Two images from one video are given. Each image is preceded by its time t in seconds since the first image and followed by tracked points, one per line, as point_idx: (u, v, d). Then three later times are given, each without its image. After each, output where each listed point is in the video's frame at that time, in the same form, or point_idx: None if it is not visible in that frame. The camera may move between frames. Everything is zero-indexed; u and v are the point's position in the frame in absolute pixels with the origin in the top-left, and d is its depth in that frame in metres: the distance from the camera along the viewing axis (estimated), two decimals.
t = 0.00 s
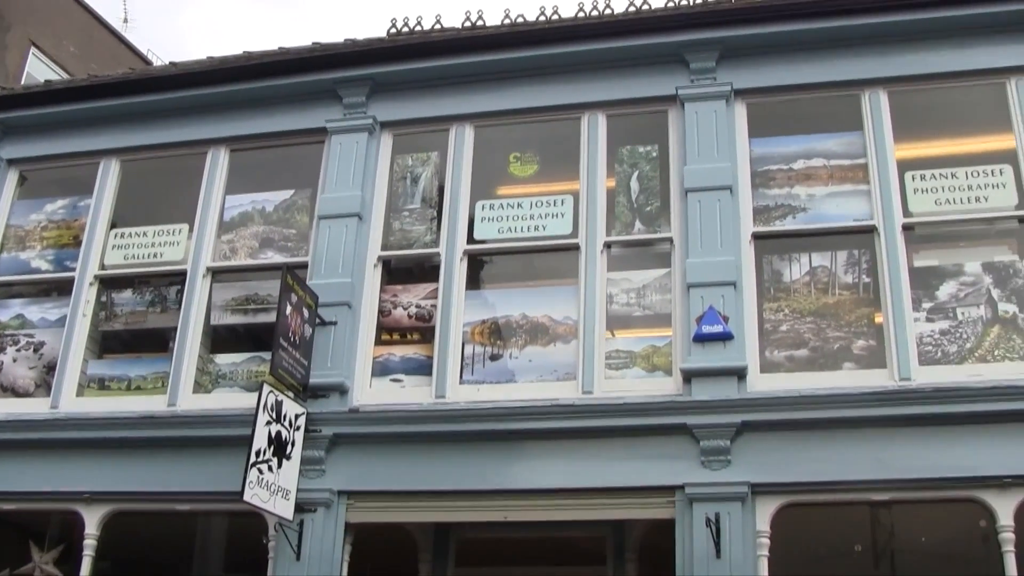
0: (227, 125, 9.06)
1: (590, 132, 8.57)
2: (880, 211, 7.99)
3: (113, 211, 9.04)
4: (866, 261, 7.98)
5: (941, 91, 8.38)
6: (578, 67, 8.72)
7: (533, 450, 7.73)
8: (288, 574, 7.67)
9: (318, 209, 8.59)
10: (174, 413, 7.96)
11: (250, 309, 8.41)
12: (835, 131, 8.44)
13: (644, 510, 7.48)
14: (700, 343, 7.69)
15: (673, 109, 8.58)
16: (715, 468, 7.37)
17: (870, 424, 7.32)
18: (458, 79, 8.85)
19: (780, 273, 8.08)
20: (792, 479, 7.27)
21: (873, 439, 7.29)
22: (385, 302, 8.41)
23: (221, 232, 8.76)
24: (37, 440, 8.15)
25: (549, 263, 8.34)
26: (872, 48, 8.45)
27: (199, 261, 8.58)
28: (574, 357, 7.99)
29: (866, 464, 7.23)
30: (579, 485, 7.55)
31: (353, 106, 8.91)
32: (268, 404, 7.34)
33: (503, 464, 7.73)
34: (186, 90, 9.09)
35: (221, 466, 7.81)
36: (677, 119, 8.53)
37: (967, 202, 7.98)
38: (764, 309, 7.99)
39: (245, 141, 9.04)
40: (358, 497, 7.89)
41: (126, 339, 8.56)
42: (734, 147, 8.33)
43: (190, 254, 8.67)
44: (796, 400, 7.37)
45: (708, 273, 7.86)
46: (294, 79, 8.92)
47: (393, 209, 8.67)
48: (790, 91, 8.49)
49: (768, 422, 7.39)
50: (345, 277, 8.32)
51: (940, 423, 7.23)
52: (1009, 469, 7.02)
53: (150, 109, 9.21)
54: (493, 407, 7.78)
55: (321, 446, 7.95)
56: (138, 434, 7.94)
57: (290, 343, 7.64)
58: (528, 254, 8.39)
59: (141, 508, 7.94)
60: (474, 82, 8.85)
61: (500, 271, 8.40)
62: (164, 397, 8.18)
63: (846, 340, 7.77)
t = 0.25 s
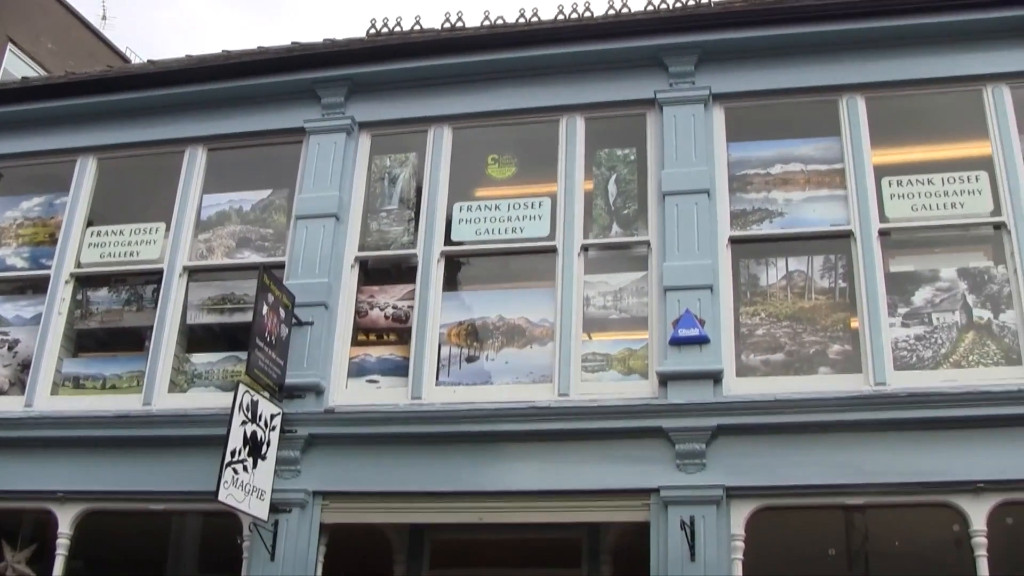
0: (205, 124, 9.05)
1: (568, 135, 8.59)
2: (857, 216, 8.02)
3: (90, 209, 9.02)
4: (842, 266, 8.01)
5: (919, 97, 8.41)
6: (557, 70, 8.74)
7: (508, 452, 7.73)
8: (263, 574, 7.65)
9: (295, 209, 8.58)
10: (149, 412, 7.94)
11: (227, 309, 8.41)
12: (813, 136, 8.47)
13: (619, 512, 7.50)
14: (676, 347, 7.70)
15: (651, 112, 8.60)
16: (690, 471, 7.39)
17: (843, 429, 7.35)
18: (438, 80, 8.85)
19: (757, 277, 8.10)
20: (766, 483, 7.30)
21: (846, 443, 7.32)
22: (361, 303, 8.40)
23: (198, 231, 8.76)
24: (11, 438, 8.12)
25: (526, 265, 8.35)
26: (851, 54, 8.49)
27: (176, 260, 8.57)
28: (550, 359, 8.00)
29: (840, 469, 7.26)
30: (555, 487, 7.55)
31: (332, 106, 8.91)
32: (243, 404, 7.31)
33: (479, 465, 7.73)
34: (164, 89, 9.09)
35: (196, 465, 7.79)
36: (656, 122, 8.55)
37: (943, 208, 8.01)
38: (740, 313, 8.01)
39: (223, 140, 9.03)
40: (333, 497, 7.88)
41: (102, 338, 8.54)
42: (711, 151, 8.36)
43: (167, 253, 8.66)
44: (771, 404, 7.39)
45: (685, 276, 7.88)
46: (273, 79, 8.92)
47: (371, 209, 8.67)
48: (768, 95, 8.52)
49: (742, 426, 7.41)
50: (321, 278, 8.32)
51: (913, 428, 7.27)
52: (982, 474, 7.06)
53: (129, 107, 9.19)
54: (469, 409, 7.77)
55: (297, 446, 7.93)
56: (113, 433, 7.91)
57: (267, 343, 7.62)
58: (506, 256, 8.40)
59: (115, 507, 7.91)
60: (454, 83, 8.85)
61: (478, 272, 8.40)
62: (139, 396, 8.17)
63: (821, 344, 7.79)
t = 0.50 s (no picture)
0: (184, 123, 9.04)
1: (547, 137, 8.61)
2: (834, 221, 8.05)
3: (66, 208, 9.00)
4: (819, 270, 8.04)
5: (897, 103, 8.46)
6: (537, 72, 8.76)
7: (485, 454, 7.72)
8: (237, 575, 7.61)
9: (273, 209, 8.57)
10: (124, 411, 7.92)
11: (203, 309, 8.41)
12: (791, 140, 8.50)
13: (595, 514, 7.50)
14: (653, 350, 7.71)
15: (630, 115, 8.63)
16: (666, 474, 7.40)
17: (818, 432, 7.37)
18: (418, 81, 8.86)
19: (734, 280, 8.13)
20: (742, 486, 7.32)
21: (821, 447, 7.35)
22: (339, 304, 8.40)
23: (175, 230, 8.75)
24: None
25: (504, 267, 8.36)
26: (829, 58, 8.52)
27: (152, 259, 8.56)
28: (527, 361, 8.01)
29: (814, 472, 7.28)
30: (531, 489, 7.55)
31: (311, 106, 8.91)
32: (220, 404, 7.28)
33: (456, 467, 7.72)
34: (143, 87, 9.08)
35: (171, 465, 7.76)
36: (634, 125, 8.57)
37: (920, 213, 8.05)
38: (717, 316, 8.03)
39: (201, 140, 9.03)
40: (309, 498, 7.85)
41: (78, 337, 8.52)
42: (690, 154, 8.38)
43: (143, 252, 8.65)
44: (747, 407, 7.41)
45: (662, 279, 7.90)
46: (252, 79, 8.92)
47: (349, 210, 8.67)
48: (747, 99, 8.55)
49: (718, 429, 7.43)
50: (298, 278, 8.31)
51: (887, 432, 7.30)
52: (957, 478, 7.10)
53: (107, 106, 9.17)
54: (446, 411, 7.76)
55: (273, 447, 7.90)
56: (88, 432, 7.88)
57: (244, 344, 7.59)
58: (484, 257, 8.40)
59: (90, 507, 7.87)
60: (433, 84, 8.86)
61: (456, 274, 8.40)
62: (115, 395, 8.14)
63: (798, 348, 7.82)
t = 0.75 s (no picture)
0: (164, 121, 9.02)
1: (527, 138, 8.62)
2: (812, 224, 8.08)
3: (44, 206, 8.98)
4: (797, 273, 8.07)
5: (875, 107, 8.50)
6: (517, 73, 8.78)
7: (463, 455, 7.72)
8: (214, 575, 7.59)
9: (252, 208, 8.56)
10: (101, 411, 7.90)
11: (181, 308, 8.39)
12: (770, 143, 8.53)
13: (572, 515, 7.51)
14: (630, 351, 7.73)
15: (609, 117, 8.65)
16: (643, 475, 7.42)
17: (794, 435, 7.40)
18: (398, 81, 8.86)
19: (712, 282, 8.15)
20: (718, 488, 7.34)
21: (797, 449, 7.37)
22: (317, 303, 8.39)
23: (154, 229, 8.73)
24: None
25: (482, 268, 8.37)
26: (809, 62, 8.55)
27: (130, 258, 8.54)
28: (506, 362, 8.01)
29: (790, 474, 7.31)
30: (509, 490, 7.55)
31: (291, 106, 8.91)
32: (197, 404, 7.25)
33: (433, 467, 7.71)
34: (122, 85, 9.06)
35: (148, 465, 7.74)
36: (614, 127, 8.59)
37: (897, 217, 8.09)
38: (695, 318, 8.05)
39: (180, 139, 9.01)
40: (286, 498, 7.84)
41: (55, 336, 8.49)
42: (669, 156, 8.41)
43: (121, 251, 8.63)
44: (724, 409, 7.43)
45: (641, 281, 7.91)
46: (232, 77, 8.91)
47: (328, 210, 8.66)
48: (726, 102, 8.57)
49: (695, 431, 7.45)
50: (277, 278, 8.30)
51: (862, 435, 7.34)
52: (933, 481, 7.14)
53: (87, 104, 9.16)
54: (424, 411, 7.76)
55: (250, 447, 7.89)
56: (65, 432, 7.86)
57: (222, 343, 7.57)
58: (463, 258, 8.41)
59: (67, 506, 7.85)
60: (414, 84, 8.86)
61: (435, 274, 8.41)
62: (91, 395, 8.12)
63: (775, 350, 7.84)
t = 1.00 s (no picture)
0: (145, 120, 9.01)
1: (508, 138, 8.63)
2: (792, 226, 8.11)
3: (24, 204, 8.97)
4: (777, 275, 8.09)
5: (856, 109, 8.53)
6: (499, 73, 8.79)
7: (443, 455, 7.72)
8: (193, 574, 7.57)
9: (233, 208, 8.55)
10: (80, 410, 7.88)
11: (161, 307, 8.37)
12: (751, 145, 8.55)
13: (552, 516, 7.52)
14: (610, 352, 7.74)
15: (590, 118, 8.67)
16: (623, 476, 7.43)
17: (772, 436, 7.42)
18: (380, 80, 8.85)
19: (692, 284, 8.17)
20: (697, 488, 7.35)
21: (776, 450, 7.40)
22: (297, 303, 8.39)
23: (134, 228, 8.72)
24: None
25: (463, 268, 8.37)
26: (790, 64, 8.58)
27: (109, 257, 8.52)
28: (486, 362, 8.02)
29: (769, 475, 7.33)
30: (489, 490, 7.55)
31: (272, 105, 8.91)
32: (176, 403, 7.23)
33: (413, 467, 7.71)
34: (103, 83, 9.05)
35: (127, 464, 7.73)
36: (595, 128, 8.61)
37: (877, 219, 8.11)
38: (676, 318, 8.06)
39: (161, 137, 9.00)
40: (266, 498, 7.82)
41: (34, 335, 8.47)
42: (650, 157, 8.42)
43: (101, 249, 8.62)
44: (703, 411, 7.44)
45: (621, 282, 7.92)
46: (213, 76, 8.90)
47: (309, 209, 8.66)
48: (708, 104, 8.59)
49: (673, 431, 7.47)
50: (257, 277, 8.29)
51: (840, 436, 7.36)
52: (910, 482, 7.16)
53: (68, 102, 9.15)
54: (404, 411, 7.76)
55: (230, 447, 7.87)
56: (44, 431, 7.84)
57: (201, 343, 7.55)
58: (443, 258, 8.41)
59: (45, 505, 7.83)
60: (396, 84, 8.86)
61: (415, 274, 8.41)
62: (70, 393, 8.10)
63: (755, 352, 7.86)
